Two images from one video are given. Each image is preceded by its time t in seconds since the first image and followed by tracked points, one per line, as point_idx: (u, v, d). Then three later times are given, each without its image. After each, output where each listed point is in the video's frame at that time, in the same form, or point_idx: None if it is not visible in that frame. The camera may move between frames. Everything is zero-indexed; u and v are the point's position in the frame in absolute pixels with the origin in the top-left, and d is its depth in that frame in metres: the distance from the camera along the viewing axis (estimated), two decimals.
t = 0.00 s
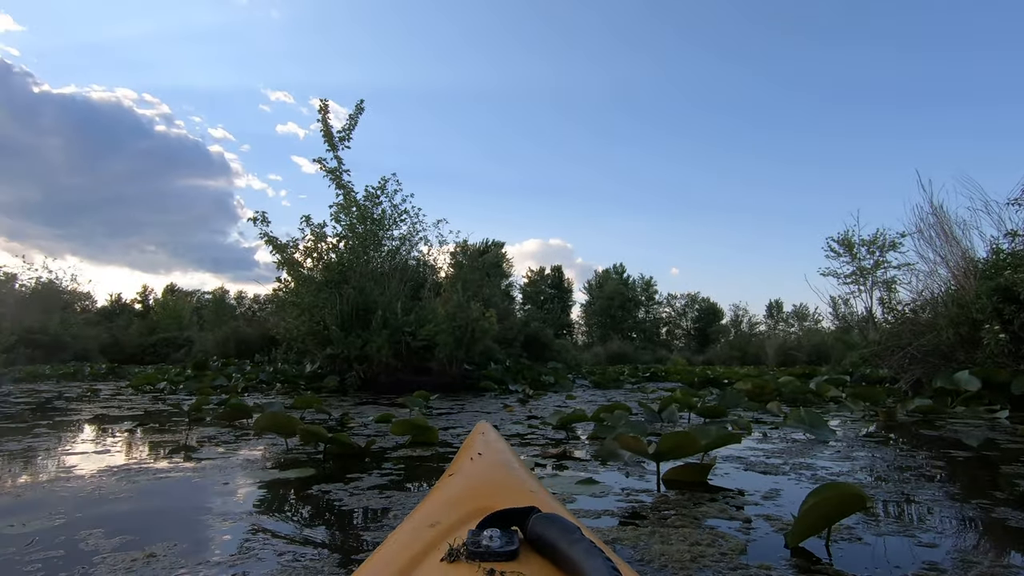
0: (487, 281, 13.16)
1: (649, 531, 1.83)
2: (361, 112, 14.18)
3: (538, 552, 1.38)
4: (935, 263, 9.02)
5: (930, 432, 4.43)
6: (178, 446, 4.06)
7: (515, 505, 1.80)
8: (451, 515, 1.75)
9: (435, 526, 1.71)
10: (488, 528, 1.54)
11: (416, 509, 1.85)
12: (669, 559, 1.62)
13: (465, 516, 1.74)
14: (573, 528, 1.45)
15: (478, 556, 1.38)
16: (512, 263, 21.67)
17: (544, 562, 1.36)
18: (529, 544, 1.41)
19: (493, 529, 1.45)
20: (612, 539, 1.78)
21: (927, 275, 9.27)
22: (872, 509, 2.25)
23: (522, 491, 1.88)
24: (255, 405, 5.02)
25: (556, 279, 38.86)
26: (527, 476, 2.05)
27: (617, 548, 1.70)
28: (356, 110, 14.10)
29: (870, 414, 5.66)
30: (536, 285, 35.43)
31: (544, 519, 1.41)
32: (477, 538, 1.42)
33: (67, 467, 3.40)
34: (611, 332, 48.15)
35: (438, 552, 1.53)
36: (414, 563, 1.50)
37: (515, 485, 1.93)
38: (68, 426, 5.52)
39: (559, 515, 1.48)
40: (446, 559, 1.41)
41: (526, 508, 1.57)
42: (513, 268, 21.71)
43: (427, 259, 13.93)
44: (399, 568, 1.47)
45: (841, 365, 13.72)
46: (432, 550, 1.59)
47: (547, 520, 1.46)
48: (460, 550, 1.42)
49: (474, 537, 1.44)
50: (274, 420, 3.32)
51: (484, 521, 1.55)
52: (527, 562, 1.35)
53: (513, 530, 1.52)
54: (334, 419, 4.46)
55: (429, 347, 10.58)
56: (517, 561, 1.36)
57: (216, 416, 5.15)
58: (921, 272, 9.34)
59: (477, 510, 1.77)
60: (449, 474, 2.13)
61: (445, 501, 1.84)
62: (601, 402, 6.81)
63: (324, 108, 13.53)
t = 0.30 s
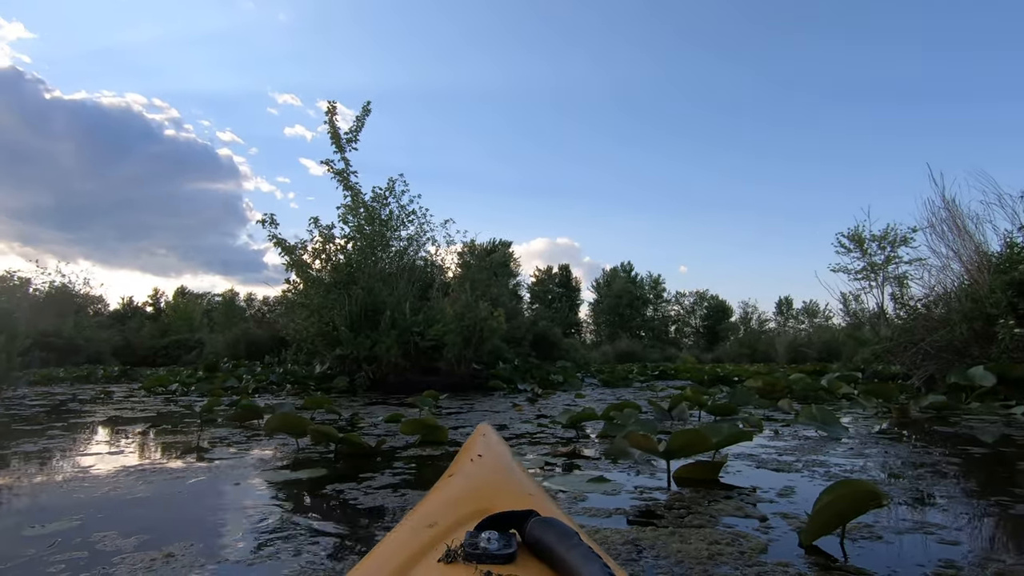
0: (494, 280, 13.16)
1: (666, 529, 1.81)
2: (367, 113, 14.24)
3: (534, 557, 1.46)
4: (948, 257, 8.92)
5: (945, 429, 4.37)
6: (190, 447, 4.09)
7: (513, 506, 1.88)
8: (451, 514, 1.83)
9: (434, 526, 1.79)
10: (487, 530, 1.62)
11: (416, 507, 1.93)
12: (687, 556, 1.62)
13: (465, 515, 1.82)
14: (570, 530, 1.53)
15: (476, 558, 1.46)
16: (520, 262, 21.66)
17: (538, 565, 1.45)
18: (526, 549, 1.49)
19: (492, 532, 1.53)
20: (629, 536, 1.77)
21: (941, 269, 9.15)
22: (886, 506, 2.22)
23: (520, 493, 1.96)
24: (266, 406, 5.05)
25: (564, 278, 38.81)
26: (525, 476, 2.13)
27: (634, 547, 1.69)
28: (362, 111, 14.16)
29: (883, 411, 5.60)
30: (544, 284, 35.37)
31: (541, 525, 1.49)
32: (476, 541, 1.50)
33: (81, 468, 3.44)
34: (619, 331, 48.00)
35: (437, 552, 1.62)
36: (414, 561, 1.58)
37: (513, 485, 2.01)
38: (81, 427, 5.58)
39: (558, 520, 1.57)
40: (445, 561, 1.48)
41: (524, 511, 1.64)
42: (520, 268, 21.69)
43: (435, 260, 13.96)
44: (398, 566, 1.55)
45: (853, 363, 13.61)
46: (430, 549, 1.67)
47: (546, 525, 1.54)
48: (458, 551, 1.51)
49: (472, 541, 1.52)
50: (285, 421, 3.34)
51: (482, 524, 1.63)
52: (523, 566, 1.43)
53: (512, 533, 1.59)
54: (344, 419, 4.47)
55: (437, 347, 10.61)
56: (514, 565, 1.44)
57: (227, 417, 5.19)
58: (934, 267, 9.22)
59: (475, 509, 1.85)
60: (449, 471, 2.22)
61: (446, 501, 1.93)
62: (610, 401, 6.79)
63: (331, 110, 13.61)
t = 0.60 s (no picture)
0: (504, 278, 13.08)
1: (718, 532, 1.72)
2: (374, 114, 14.21)
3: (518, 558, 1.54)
4: (969, 246, 8.73)
5: (978, 421, 4.24)
6: (208, 450, 4.06)
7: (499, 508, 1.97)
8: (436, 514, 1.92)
9: (421, 527, 1.88)
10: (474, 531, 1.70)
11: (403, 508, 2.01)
12: (744, 563, 1.53)
13: (451, 517, 1.90)
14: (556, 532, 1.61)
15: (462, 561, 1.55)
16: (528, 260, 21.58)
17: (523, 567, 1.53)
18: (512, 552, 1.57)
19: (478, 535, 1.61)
20: (678, 540, 1.68)
21: (961, 258, 8.96)
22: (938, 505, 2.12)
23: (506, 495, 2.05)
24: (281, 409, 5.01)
25: (572, 275, 38.71)
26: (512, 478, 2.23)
27: (684, 552, 1.60)
28: (368, 112, 14.12)
29: (910, 404, 5.46)
30: (553, 282, 35.25)
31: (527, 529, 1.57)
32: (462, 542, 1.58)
33: (100, 474, 3.41)
34: (629, 326, 47.77)
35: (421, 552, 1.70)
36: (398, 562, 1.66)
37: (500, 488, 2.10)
38: (99, 433, 5.57)
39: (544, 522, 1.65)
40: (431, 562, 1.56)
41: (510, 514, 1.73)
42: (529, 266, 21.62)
43: (444, 259, 13.89)
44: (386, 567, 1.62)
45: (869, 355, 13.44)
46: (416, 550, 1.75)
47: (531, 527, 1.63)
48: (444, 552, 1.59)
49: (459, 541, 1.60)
50: (304, 423, 3.29)
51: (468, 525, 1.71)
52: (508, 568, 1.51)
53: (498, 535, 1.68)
54: (362, 420, 4.43)
55: (450, 346, 10.57)
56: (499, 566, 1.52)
57: (244, 420, 5.16)
58: (954, 256, 9.03)
59: (462, 511, 1.93)
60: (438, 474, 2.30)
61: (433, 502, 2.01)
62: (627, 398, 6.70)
63: (337, 111, 13.59)
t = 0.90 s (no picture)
0: (520, 276, 12.94)
1: (814, 551, 1.54)
2: (384, 115, 14.15)
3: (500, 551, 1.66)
4: (1003, 229, 8.43)
5: None
6: (235, 459, 3.97)
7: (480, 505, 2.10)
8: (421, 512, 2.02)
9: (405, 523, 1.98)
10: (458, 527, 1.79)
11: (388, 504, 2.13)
12: None
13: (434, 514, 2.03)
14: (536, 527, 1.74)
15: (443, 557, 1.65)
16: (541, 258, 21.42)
17: (504, 560, 1.64)
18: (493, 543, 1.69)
19: (461, 531, 1.70)
20: (770, 558, 1.51)
21: (995, 242, 8.65)
22: None
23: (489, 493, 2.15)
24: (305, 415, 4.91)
25: (584, 272, 38.51)
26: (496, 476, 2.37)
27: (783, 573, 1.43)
28: (378, 113, 14.04)
29: (955, 395, 5.24)
30: (566, 279, 35.05)
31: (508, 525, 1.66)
32: (445, 539, 1.67)
33: (127, 487, 3.34)
34: (643, 322, 47.20)
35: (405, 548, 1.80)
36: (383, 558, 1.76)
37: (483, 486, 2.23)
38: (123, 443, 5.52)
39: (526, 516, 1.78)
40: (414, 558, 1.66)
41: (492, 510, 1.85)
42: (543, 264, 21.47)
43: (459, 259, 13.77)
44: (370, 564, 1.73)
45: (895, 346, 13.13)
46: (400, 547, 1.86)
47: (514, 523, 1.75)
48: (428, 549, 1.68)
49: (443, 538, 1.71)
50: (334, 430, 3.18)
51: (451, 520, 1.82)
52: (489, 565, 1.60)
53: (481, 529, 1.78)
54: (390, 424, 4.31)
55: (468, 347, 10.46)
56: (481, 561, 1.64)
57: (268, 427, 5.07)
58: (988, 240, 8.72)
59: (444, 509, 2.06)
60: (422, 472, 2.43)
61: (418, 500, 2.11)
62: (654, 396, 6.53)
63: (347, 114, 13.52)
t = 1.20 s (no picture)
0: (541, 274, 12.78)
1: None
2: (399, 117, 14.08)
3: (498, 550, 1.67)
4: None
5: None
6: (266, 468, 3.87)
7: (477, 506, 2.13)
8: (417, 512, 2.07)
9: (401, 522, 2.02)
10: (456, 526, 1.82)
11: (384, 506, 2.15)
12: None
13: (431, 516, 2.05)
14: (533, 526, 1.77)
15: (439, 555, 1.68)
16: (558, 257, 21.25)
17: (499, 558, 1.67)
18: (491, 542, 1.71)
19: (457, 530, 1.73)
20: None
21: None
22: None
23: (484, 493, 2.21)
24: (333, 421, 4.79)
25: (600, 270, 38.22)
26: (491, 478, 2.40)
27: None
28: (393, 115, 13.96)
29: (1013, 387, 4.96)
30: (582, 278, 34.78)
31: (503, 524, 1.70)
32: (441, 537, 1.70)
33: (158, 500, 3.24)
34: (662, 319, 46.75)
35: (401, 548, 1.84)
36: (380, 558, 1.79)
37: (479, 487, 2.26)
38: (152, 452, 5.47)
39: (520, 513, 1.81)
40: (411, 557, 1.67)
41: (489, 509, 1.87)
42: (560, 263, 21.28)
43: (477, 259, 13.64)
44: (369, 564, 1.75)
45: (926, 337, 12.76)
46: (397, 546, 1.89)
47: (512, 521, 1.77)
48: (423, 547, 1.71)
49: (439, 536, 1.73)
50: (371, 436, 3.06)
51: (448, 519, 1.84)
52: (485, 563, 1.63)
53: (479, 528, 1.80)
54: (423, 429, 4.18)
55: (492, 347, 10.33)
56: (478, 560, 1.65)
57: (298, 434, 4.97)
58: None
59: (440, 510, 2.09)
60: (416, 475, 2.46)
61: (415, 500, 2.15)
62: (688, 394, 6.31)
63: (363, 117, 13.46)
